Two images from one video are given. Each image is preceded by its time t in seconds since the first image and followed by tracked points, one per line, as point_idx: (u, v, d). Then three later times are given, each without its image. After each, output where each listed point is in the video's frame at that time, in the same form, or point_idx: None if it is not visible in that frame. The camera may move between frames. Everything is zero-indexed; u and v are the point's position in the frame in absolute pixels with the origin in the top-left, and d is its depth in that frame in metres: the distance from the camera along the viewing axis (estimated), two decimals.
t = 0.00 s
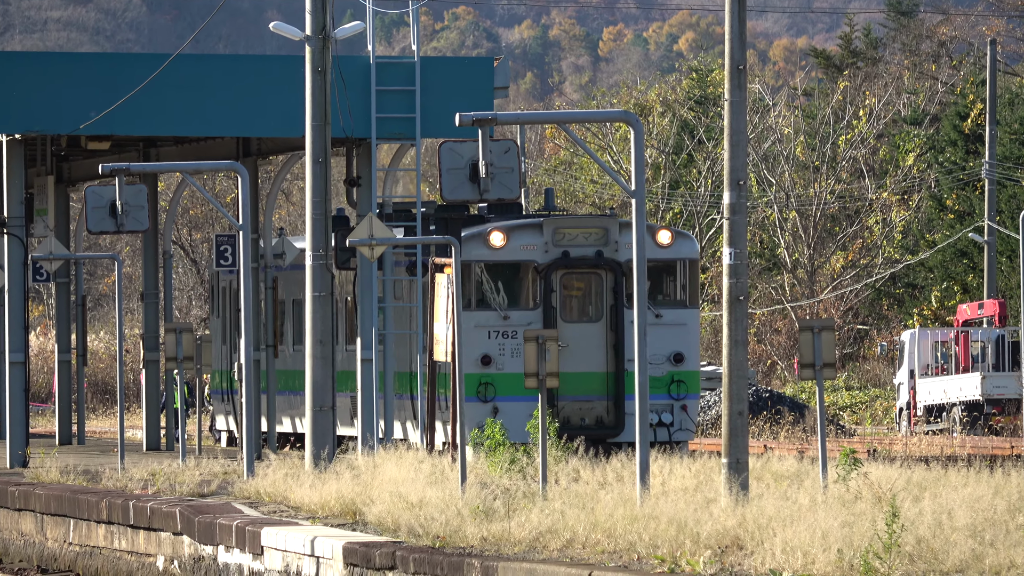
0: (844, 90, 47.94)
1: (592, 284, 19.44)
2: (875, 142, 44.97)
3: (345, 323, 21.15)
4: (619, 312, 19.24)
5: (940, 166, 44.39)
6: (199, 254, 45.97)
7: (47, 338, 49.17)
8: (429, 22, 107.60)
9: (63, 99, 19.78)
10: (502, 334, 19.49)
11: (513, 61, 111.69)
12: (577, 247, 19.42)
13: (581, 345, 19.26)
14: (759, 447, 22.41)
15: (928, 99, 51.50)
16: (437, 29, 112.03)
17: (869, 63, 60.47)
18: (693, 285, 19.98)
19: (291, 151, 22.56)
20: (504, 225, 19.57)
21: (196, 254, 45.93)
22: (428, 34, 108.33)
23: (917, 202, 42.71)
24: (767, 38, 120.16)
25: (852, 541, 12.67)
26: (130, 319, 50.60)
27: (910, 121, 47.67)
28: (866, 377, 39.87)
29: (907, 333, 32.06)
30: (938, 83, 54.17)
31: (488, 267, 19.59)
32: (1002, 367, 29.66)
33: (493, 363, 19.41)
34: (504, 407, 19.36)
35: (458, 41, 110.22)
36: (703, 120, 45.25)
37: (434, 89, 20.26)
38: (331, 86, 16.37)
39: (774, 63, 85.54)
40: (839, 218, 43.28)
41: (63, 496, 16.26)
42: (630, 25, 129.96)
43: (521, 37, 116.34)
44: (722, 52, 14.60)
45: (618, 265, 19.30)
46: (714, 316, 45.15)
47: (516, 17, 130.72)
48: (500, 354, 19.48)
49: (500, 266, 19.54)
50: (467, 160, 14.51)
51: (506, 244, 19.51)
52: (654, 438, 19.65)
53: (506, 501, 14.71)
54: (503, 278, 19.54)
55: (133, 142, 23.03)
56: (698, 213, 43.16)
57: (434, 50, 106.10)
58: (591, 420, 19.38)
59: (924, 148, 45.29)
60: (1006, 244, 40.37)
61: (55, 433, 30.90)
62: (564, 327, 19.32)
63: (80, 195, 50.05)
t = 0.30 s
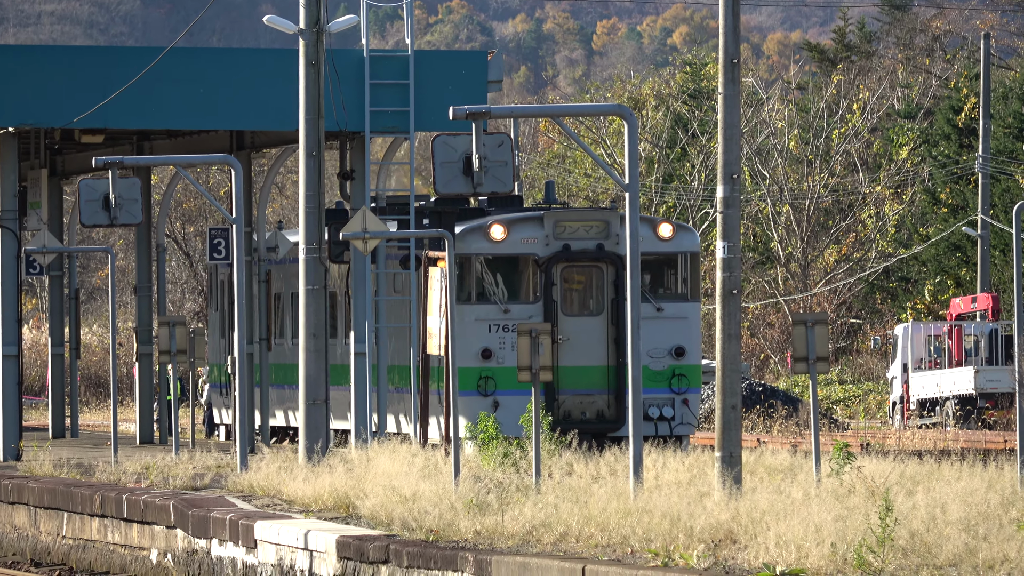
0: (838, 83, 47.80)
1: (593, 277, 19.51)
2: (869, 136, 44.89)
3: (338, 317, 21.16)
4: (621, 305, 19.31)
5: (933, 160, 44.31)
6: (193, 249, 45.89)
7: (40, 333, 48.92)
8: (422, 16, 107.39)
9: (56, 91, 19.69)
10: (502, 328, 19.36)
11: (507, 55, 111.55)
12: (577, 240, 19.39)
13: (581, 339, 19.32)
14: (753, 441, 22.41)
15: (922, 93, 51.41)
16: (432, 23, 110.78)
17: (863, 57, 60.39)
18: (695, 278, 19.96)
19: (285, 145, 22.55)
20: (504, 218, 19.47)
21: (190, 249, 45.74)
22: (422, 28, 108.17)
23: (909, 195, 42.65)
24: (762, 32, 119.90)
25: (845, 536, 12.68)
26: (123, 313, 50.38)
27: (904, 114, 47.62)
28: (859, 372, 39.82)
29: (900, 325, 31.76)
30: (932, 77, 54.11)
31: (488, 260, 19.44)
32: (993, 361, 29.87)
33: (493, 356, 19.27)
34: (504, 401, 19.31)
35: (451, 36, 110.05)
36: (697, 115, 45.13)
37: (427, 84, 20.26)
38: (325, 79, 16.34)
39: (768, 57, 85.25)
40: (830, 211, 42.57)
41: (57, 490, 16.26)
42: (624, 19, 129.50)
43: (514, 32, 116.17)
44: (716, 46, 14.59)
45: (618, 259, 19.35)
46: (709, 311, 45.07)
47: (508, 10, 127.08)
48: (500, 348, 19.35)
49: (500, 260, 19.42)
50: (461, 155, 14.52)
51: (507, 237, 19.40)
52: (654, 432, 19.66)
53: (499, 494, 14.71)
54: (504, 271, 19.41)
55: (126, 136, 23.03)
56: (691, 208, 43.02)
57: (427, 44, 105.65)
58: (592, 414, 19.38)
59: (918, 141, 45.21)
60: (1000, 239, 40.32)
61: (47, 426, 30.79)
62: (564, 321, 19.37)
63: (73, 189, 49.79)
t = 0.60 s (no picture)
0: (829, 81, 47.86)
1: (592, 275, 19.40)
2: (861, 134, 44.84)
3: (330, 315, 21.18)
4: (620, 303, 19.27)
5: (925, 158, 44.36)
6: (185, 247, 45.85)
7: (32, 332, 48.85)
8: (414, 14, 107.35)
9: (46, 91, 19.75)
10: (502, 326, 19.37)
11: (498, 54, 111.44)
12: (577, 238, 19.28)
13: (582, 337, 19.25)
14: (745, 438, 22.41)
15: (913, 92, 51.41)
16: (423, 21, 110.95)
17: (854, 55, 60.39)
18: (695, 277, 19.94)
19: (277, 144, 22.55)
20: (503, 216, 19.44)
21: (182, 247, 45.69)
22: (413, 26, 108.00)
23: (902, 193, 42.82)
24: (754, 30, 119.87)
25: (837, 533, 12.69)
26: (115, 312, 50.33)
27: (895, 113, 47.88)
28: (851, 370, 39.78)
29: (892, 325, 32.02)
30: (923, 75, 54.09)
31: (488, 258, 19.37)
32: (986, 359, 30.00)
33: (492, 355, 19.28)
34: (503, 399, 19.32)
35: (443, 34, 109.91)
36: (688, 114, 45.14)
37: (419, 83, 20.25)
38: (317, 78, 16.31)
39: (759, 55, 85.21)
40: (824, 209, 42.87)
41: (48, 488, 16.29)
42: (616, 17, 129.50)
43: (506, 30, 116.03)
44: (707, 43, 14.57)
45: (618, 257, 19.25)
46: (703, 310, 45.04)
47: (500, 8, 126.49)
48: (499, 346, 19.34)
49: (499, 258, 19.36)
50: (453, 153, 14.53)
51: (506, 235, 19.38)
52: (653, 431, 19.64)
53: (491, 492, 14.72)
54: (503, 269, 19.35)
55: (117, 135, 23.04)
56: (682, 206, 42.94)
57: (419, 43, 105.54)
58: (592, 413, 19.29)
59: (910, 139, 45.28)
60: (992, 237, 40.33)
61: (37, 425, 30.78)
62: (564, 319, 19.27)
63: (65, 188, 49.74)
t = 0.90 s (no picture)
0: (820, 79, 47.82)
1: (591, 271, 19.30)
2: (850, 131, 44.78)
3: (319, 311, 21.17)
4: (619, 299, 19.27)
5: (915, 156, 44.58)
6: (176, 244, 45.78)
7: (21, 328, 48.72)
8: (403, 11, 107.30)
9: (39, 86, 19.86)
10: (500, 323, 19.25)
11: (489, 51, 111.38)
12: (575, 234, 19.24)
13: (581, 334, 19.17)
14: (735, 435, 22.40)
15: (903, 88, 51.39)
16: (412, 18, 110.87)
17: (844, 52, 60.41)
18: (693, 272, 19.92)
19: (267, 140, 22.53)
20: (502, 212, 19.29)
21: (172, 244, 45.60)
22: (404, 24, 107.81)
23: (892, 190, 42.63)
24: (744, 27, 119.85)
25: (827, 530, 12.68)
26: (105, 308, 50.20)
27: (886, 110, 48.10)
28: (841, 367, 39.74)
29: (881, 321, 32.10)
30: (912, 72, 54.08)
31: (486, 253, 19.25)
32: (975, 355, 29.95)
33: (490, 351, 19.15)
34: (501, 396, 19.19)
35: (434, 31, 109.76)
36: (678, 111, 45.10)
37: (409, 81, 20.25)
38: (307, 74, 16.32)
39: (749, 53, 85.25)
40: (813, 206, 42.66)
41: (38, 484, 16.29)
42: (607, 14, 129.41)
43: (496, 27, 115.94)
44: (697, 40, 14.58)
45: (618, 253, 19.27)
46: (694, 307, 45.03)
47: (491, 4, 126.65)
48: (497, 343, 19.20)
49: (498, 254, 19.25)
50: (442, 149, 14.52)
51: (504, 231, 19.22)
52: (653, 429, 19.56)
53: (481, 488, 14.71)
54: (501, 265, 19.27)
55: (108, 130, 23.01)
56: (673, 203, 42.86)
57: (408, 40, 105.38)
58: (591, 409, 19.25)
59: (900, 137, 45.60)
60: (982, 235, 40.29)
61: (24, 420, 30.74)
62: (563, 316, 19.21)
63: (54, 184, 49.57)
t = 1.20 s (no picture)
0: (809, 78, 47.80)
1: (590, 271, 19.31)
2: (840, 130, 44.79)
3: (308, 312, 21.17)
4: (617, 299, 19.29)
5: (905, 155, 44.86)
6: (166, 244, 45.67)
7: (10, 329, 48.54)
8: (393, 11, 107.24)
9: (30, 87, 19.84)
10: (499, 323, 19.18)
11: (478, 50, 111.25)
12: (574, 234, 19.23)
13: (580, 334, 19.18)
14: (725, 435, 22.39)
15: (893, 88, 51.42)
16: (402, 17, 110.71)
17: (834, 51, 60.47)
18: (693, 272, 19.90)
19: (257, 140, 22.51)
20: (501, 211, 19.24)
21: (163, 244, 45.49)
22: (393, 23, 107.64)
23: (883, 190, 42.66)
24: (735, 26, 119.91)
25: (818, 530, 12.67)
26: (95, 308, 50.05)
27: (876, 109, 48.21)
28: (831, 366, 39.70)
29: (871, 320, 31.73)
30: (902, 72, 54.11)
31: (485, 253, 19.20)
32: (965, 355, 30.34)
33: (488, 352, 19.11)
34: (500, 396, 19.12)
35: (423, 30, 109.56)
36: (668, 110, 45.08)
37: (400, 80, 20.25)
38: (297, 75, 16.32)
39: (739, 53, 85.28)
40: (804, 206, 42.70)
41: (28, 486, 16.29)
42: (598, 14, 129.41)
43: (486, 26, 115.76)
44: (688, 40, 14.57)
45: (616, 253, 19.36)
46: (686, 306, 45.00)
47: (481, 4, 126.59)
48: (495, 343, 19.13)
49: (496, 254, 19.21)
50: (433, 149, 14.52)
51: (502, 231, 19.18)
52: (653, 429, 19.52)
53: (471, 489, 14.70)
54: (500, 264, 19.24)
55: (98, 131, 22.99)
56: (663, 202, 42.80)
57: (398, 40, 105.28)
58: (590, 410, 19.23)
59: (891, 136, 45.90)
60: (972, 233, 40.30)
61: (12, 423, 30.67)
62: (561, 316, 19.20)
63: (43, 185, 49.42)
